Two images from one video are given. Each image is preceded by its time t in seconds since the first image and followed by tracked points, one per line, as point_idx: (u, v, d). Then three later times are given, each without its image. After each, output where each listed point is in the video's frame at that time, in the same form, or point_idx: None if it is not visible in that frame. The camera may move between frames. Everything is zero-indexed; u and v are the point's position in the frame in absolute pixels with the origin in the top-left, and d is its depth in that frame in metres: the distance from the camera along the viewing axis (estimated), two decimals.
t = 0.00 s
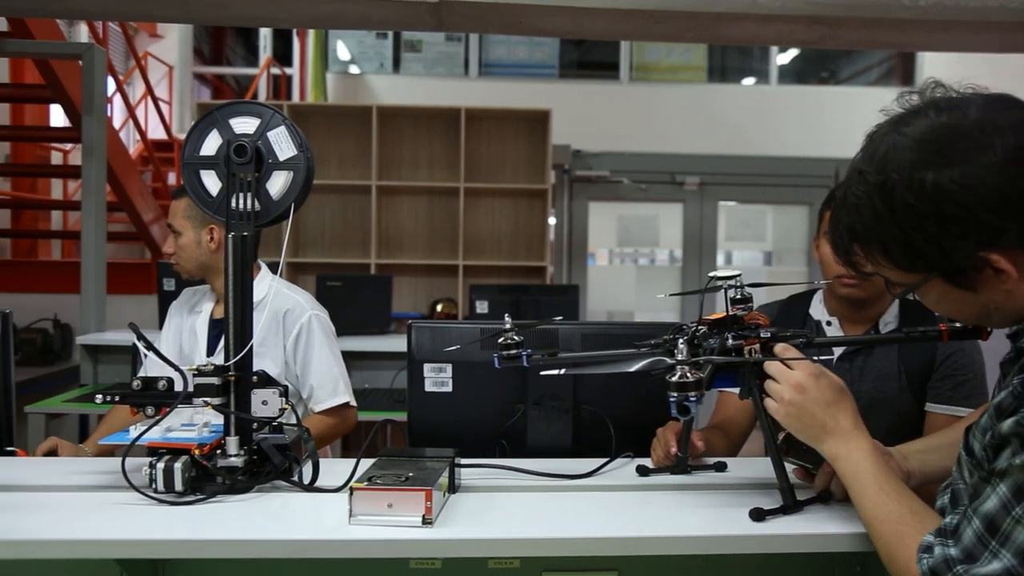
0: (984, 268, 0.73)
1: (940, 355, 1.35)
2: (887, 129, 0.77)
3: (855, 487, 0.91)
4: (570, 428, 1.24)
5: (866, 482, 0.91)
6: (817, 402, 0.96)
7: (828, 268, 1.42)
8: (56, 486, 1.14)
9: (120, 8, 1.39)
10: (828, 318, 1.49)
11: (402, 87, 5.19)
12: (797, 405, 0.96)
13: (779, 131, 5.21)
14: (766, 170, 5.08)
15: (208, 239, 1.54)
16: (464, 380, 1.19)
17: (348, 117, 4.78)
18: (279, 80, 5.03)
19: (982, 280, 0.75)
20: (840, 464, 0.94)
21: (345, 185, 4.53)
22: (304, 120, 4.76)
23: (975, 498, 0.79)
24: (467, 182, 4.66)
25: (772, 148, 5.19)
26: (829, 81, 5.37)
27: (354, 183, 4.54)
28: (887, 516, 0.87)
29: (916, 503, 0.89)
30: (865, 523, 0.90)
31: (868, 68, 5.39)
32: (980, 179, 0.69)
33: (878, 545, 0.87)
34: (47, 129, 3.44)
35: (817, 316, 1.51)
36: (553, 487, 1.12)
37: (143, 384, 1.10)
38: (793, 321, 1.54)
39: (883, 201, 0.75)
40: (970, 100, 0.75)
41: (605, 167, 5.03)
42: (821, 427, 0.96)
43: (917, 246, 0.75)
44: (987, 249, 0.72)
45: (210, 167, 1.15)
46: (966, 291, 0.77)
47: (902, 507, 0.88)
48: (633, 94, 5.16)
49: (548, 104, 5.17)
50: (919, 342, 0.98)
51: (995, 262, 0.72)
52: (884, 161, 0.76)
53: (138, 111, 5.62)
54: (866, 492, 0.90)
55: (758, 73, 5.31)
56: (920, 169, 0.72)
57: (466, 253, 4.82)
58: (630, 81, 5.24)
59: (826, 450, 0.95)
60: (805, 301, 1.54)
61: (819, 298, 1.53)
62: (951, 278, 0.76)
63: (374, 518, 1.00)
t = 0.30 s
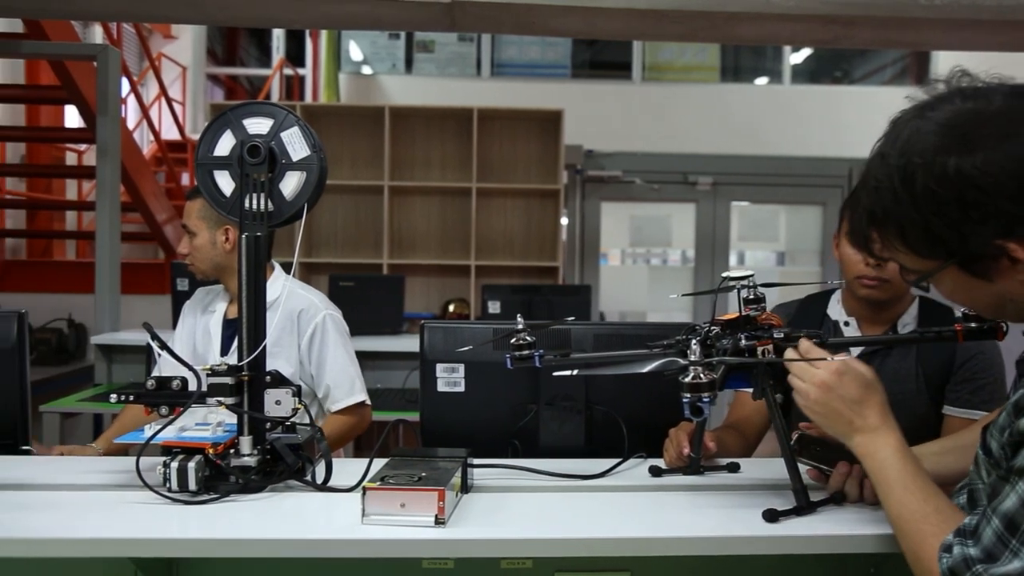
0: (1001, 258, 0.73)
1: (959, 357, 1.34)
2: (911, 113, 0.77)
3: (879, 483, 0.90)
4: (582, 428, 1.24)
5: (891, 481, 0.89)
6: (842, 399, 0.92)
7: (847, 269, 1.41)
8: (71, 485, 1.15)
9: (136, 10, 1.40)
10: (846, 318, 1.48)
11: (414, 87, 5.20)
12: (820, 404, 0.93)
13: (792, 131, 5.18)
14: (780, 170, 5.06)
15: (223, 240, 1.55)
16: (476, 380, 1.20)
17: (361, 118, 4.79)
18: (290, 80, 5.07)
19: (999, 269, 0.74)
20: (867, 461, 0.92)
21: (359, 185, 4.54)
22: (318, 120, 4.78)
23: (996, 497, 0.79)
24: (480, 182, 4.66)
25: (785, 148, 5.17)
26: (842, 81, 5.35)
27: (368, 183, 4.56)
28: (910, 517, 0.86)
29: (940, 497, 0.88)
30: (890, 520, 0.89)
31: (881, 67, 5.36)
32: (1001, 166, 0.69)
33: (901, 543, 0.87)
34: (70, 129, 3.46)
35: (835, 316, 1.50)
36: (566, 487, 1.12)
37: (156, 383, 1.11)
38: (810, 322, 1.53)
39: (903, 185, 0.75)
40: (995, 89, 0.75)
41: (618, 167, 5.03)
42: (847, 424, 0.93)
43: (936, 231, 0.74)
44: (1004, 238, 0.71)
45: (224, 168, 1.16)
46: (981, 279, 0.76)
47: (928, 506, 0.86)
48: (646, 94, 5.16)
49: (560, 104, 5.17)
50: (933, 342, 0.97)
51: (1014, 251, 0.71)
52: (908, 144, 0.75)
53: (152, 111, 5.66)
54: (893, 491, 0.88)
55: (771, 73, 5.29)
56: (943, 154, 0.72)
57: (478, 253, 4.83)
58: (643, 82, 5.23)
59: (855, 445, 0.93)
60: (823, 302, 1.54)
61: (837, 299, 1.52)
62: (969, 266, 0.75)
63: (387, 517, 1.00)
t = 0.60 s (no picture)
0: None
1: (984, 362, 1.33)
2: (950, 88, 0.76)
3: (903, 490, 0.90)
4: (595, 429, 1.24)
5: (912, 488, 0.89)
6: (860, 409, 0.92)
7: (873, 267, 1.41)
8: (87, 484, 1.16)
9: (150, 11, 1.41)
10: (868, 319, 1.48)
11: (426, 87, 5.21)
12: (838, 418, 0.93)
13: (805, 131, 5.17)
14: (794, 170, 5.04)
15: (240, 240, 1.56)
16: (489, 380, 1.20)
17: (375, 118, 4.81)
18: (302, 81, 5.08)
19: None
20: (890, 469, 0.91)
21: (372, 185, 4.55)
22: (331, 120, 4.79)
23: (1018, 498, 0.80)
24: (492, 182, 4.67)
25: (798, 148, 5.16)
26: (856, 80, 5.32)
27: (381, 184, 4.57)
28: (933, 525, 0.86)
29: (962, 502, 0.88)
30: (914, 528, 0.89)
31: (895, 66, 5.33)
32: None
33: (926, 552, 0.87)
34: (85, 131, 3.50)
35: (857, 317, 1.50)
36: (579, 487, 1.12)
37: (171, 382, 1.12)
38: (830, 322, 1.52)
39: (937, 157, 0.75)
40: None
41: (630, 167, 5.00)
42: (869, 433, 0.92)
43: (966, 208, 0.74)
44: None
45: (238, 168, 1.16)
46: (1004, 261, 0.76)
47: (949, 514, 0.86)
48: (657, 94, 5.16)
49: (573, 104, 5.17)
50: (948, 343, 0.97)
51: None
52: (946, 117, 0.75)
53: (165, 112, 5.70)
54: (915, 499, 0.88)
55: (784, 72, 5.27)
56: (980, 129, 0.71)
57: (490, 253, 4.83)
58: (655, 81, 5.22)
59: (880, 453, 0.92)
60: (846, 301, 1.53)
61: (860, 299, 1.52)
62: (994, 245, 0.75)
63: (400, 517, 1.00)
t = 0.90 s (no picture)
0: None
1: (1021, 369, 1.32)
2: (1005, 54, 0.77)
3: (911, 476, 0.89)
4: (608, 430, 1.23)
5: (924, 474, 0.88)
6: (871, 391, 0.91)
7: (911, 268, 1.41)
8: (102, 482, 1.17)
9: (165, 13, 1.42)
10: (901, 316, 1.47)
11: (438, 86, 5.23)
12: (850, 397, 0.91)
13: (820, 130, 5.17)
14: (807, 170, 5.01)
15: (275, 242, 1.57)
16: (503, 380, 1.20)
17: (388, 119, 4.82)
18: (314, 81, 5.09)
19: None
20: (897, 454, 0.91)
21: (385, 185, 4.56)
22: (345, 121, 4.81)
23: None
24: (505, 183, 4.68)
25: (811, 148, 5.15)
26: (870, 79, 5.31)
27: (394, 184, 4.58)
28: (946, 510, 0.86)
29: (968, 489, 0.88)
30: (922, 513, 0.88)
31: (910, 66, 5.30)
32: None
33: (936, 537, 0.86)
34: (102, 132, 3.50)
35: (889, 313, 1.49)
36: (592, 487, 1.12)
37: (185, 382, 1.12)
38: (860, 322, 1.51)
39: (985, 115, 0.75)
40: None
41: (642, 167, 4.98)
42: (877, 417, 0.91)
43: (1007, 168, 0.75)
44: None
45: (252, 168, 1.17)
46: None
47: (962, 500, 0.86)
48: (669, 94, 5.15)
49: (585, 104, 5.17)
50: (964, 343, 0.97)
51: None
52: (999, 79, 0.75)
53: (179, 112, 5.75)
54: (927, 484, 0.88)
55: (797, 71, 5.26)
56: None
57: (503, 253, 4.83)
58: (668, 81, 5.22)
59: (882, 438, 0.91)
60: (877, 299, 1.53)
61: (893, 296, 1.51)
62: None
63: (414, 517, 1.01)
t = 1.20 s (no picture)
0: None
1: None
2: None
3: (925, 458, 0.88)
4: (621, 430, 1.23)
5: (939, 456, 0.87)
6: (886, 368, 0.91)
7: (948, 287, 1.40)
8: (118, 481, 1.17)
9: (180, 14, 1.43)
10: (934, 321, 1.45)
11: (451, 86, 5.24)
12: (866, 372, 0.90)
13: (834, 130, 5.17)
14: (822, 169, 4.98)
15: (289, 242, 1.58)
16: (516, 380, 1.20)
17: (403, 119, 4.84)
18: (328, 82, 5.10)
19: None
20: (911, 434, 0.90)
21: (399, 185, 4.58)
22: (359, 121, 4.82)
23: None
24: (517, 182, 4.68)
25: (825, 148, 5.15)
26: (884, 78, 5.28)
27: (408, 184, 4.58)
28: (960, 492, 0.85)
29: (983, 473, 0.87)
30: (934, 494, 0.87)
31: (925, 65, 5.27)
32: None
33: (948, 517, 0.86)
34: (116, 132, 3.51)
35: (923, 317, 1.48)
36: (605, 487, 1.12)
37: (200, 382, 1.13)
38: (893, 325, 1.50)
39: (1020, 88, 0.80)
40: None
41: (655, 167, 4.96)
42: (891, 394, 0.90)
43: None
44: None
45: (267, 169, 1.17)
46: None
47: (977, 482, 0.85)
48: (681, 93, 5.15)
49: (598, 104, 5.17)
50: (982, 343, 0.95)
51: None
52: None
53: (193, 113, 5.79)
54: (941, 465, 0.87)
55: (811, 71, 5.25)
56: None
57: (516, 254, 4.83)
58: (680, 81, 5.22)
59: (895, 416, 0.91)
60: (911, 304, 1.52)
61: (928, 302, 1.49)
62: None
63: (427, 517, 1.01)
